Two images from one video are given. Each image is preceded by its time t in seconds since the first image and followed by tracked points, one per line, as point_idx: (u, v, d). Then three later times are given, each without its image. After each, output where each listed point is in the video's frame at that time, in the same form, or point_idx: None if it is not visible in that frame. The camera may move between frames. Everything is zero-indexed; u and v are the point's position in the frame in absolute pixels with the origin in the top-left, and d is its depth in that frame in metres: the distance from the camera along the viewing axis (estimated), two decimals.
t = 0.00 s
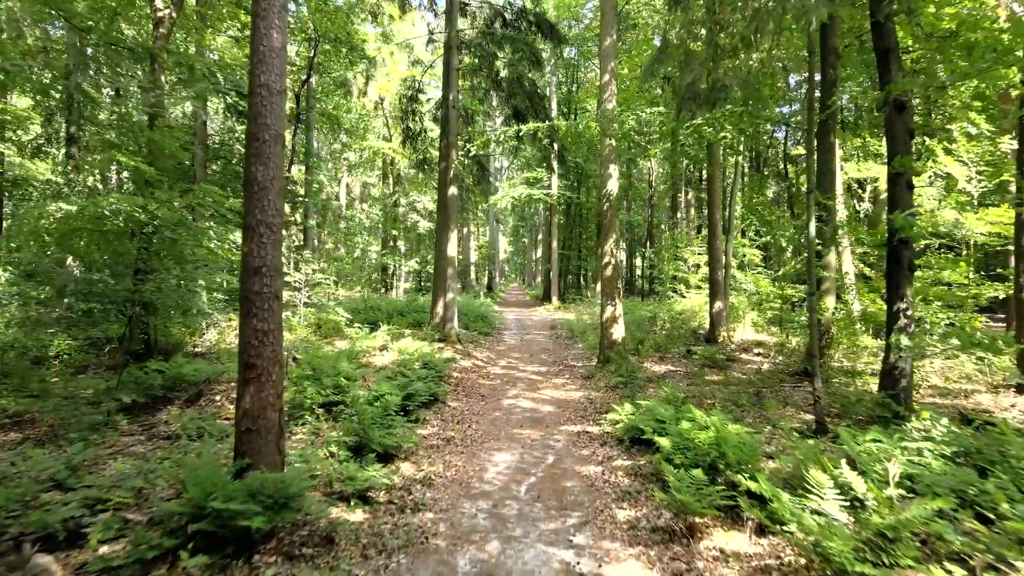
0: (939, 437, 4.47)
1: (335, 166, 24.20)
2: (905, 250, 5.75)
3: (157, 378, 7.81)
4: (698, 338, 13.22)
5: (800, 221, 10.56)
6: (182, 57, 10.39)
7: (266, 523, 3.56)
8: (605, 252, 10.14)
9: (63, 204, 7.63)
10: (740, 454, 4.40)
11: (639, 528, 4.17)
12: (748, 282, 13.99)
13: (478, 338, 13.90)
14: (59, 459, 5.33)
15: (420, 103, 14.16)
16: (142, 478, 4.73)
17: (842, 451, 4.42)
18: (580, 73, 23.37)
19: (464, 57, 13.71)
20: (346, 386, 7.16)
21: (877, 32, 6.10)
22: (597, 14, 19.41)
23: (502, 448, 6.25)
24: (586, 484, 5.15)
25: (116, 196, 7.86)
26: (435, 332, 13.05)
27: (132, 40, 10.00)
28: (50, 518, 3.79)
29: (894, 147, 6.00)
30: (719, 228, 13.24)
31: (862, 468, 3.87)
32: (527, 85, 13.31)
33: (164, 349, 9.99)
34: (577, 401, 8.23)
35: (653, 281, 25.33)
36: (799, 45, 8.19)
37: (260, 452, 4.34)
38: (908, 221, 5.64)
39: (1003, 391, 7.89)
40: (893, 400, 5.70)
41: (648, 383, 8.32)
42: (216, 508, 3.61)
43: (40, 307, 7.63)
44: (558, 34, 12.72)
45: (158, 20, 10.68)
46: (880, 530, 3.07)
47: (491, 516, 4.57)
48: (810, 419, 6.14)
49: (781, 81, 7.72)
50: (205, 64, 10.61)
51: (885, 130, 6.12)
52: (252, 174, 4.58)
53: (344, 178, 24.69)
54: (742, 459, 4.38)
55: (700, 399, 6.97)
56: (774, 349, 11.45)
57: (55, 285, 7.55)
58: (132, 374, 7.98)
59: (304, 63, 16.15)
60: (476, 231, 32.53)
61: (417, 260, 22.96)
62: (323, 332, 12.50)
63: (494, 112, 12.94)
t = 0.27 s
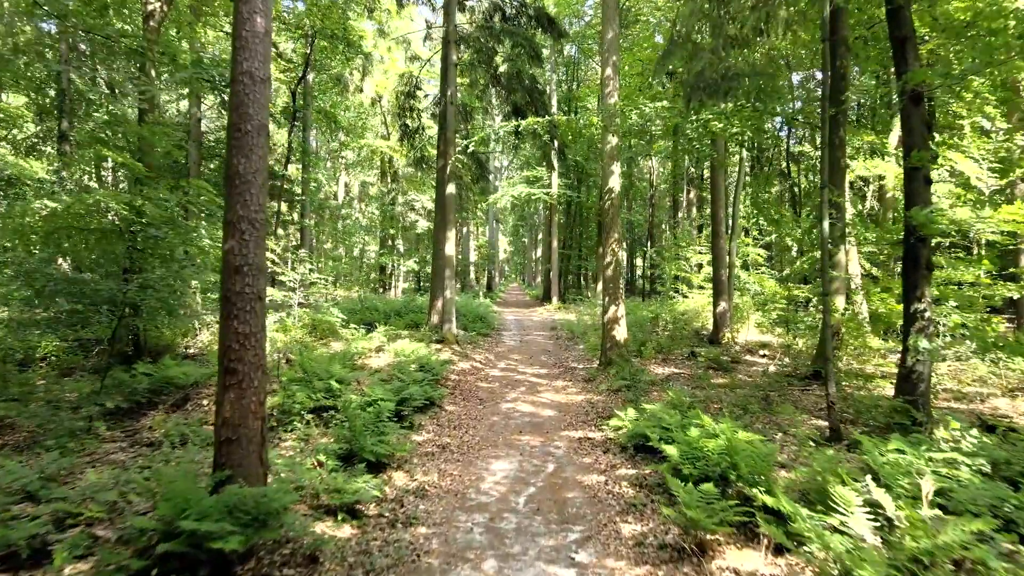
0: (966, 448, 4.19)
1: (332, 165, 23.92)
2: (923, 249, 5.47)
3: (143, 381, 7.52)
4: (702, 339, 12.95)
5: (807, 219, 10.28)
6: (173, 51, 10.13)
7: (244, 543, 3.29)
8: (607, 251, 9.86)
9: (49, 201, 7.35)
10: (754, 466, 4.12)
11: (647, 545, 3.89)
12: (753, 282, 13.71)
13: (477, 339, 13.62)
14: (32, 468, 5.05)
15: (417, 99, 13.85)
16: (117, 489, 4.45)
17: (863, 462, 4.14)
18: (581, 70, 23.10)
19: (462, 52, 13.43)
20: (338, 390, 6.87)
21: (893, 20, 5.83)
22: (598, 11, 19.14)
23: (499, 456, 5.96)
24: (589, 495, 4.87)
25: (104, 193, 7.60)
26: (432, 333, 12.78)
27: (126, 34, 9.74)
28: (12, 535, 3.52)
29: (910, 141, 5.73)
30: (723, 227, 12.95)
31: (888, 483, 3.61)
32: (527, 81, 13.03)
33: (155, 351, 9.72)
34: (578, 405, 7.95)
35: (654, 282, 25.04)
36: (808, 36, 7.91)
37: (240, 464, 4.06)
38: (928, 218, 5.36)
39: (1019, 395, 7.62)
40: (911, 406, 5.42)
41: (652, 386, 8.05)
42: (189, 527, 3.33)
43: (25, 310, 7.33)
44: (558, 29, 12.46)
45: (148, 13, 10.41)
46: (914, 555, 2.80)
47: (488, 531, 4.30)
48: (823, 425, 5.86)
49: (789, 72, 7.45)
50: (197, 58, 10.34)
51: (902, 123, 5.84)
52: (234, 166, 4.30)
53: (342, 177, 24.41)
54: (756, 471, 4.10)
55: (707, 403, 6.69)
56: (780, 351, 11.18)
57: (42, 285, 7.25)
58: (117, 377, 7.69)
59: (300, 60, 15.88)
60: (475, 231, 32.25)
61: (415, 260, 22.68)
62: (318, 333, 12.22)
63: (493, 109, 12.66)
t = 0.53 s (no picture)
0: (995, 459, 3.93)
1: (330, 164, 23.66)
2: (943, 248, 5.20)
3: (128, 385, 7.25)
4: (706, 341, 12.68)
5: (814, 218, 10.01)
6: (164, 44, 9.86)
7: (217, 566, 3.02)
8: (609, 250, 9.59)
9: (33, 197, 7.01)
10: (769, 479, 3.85)
11: (655, 564, 3.63)
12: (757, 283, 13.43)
13: (476, 341, 13.34)
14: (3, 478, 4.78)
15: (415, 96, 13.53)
16: (90, 502, 4.19)
17: (886, 476, 3.88)
18: (581, 68, 22.86)
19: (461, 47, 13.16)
20: (330, 395, 6.60)
21: (909, 7, 5.56)
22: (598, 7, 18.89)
23: (497, 464, 5.69)
24: (591, 507, 4.60)
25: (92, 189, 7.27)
26: (430, 334, 12.51)
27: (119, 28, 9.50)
28: None
29: (929, 134, 5.46)
30: (727, 226, 12.68)
31: (918, 501, 3.36)
32: (527, 77, 12.77)
33: (146, 353, 9.45)
34: (579, 410, 7.68)
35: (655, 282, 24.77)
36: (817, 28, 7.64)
37: (219, 477, 3.79)
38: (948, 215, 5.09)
39: None
40: (930, 412, 5.15)
41: (655, 390, 7.78)
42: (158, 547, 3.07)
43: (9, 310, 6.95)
44: (558, 24, 12.22)
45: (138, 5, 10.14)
46: None
47: (485, 547, 4.03)
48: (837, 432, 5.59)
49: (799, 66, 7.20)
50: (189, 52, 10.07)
51: (919, 115, 5.57)
52: (213, 159, 4.03)
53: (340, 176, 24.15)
54: (771, 485, 3.83)
55: (714, 409, 6.43)
56: (786, 353, 10.90)
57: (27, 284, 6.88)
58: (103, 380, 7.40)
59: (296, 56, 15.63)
60: (475, 231, 31.98)
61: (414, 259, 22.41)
62: (313, 334, 11.95)
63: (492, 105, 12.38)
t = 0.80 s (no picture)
0: None
1: (328, 163, 23.40)
2: (967, 245, 4.92)
3: (112, 390, 6.96)
4: (710, 342, 12.41)
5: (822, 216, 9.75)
6: (154, 37, 9.57)
7: None
8: (611, 249, 9.31)
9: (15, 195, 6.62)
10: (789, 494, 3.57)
11: None
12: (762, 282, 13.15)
13: (474, 342, 13.07)
14: None
15: (413, 92, 13.26)
16: (57, 519, 3.89)
17: (916, 491, 3.60)
18: (582, 66, 22.60)
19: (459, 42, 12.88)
20: (321, 399, 6.33)
21: None
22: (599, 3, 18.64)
23: (496, 473, 5.42)
24: (595, 521, 4.32)
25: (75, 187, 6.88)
26: (428, 335, 12.23)
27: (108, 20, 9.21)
28: None
29: (950, 125, 5.18)
30: (732, 225, 12.40)
31: (957, 521, 3.10)
32: (527, 72, 12.51)
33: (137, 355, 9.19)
34: (581, 414, 7.41)
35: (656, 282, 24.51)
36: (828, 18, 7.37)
37: (195, 493, 3.51)
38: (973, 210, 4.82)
39: None
40: (954, 420, 4.86)
41: (660, 394, 7.51)
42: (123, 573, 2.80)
43: None
44: (558, 18, 11.96)
45: None
46: None
47: (482, 566, 3.75)
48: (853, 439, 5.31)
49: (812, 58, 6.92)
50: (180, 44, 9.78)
51: (940, 105, 5.29)
52: (189, 149, 3.74)
53: (338, 175, 23.89)
54: (792, 501, 3.56)
55: (722, 415, 6.15)
56: (793, 354, 10.62)
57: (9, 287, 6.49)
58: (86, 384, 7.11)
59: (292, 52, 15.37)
60: (474, 230, 31.71)
61: (412, 259, 22.16)
62: (308, 335, 11.68)
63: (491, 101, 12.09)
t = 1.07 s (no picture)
0: None
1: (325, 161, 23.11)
2: (996, 242, 4.60)
3: (92, 395, 6.64)
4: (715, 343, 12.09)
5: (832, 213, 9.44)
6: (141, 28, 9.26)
7: None
8: (614, 247, 8.99)
9: None
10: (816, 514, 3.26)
11: None
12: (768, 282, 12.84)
13: (473, 343, 12.77)
14: None
15: (410, 87, 12.95)
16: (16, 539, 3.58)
17: (954, 511, 3.29)
18: (583, 63, 22.29)
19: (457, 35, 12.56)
20: (310, 405, 6.01)
21: None
22: None
23: (494, 484, 5.11)
24: (601, 539, 4.01)
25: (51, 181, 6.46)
26: (425, 337, 11.92)
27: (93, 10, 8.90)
28: None
29: (977, 114, 4.87)
30: (737, 223, 12.08)
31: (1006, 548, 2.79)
32: (527, 67, 12.20)
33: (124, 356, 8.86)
34: (583, 420, 7.10)
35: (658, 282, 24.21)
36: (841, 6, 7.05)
37: (164, 512, 3.20)
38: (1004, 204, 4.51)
39: None
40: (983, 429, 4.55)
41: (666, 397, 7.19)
42: None
43: None
44: (559, 11, 11.65)
45: None
46: None
47: None
48: (873, 448, 5.00)
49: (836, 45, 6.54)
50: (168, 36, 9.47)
51: (966, 94, 4.98)
52: (158, 136, 3.42)
53: (335, 174, 23.59)
54: (819, 521, 3.24)
55: (731, 421, 5.85)
56: (801, 356, 10.30)
57: None
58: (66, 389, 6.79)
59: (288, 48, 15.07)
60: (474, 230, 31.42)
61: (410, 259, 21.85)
62: (302, 336, 11.38)
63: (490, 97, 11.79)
